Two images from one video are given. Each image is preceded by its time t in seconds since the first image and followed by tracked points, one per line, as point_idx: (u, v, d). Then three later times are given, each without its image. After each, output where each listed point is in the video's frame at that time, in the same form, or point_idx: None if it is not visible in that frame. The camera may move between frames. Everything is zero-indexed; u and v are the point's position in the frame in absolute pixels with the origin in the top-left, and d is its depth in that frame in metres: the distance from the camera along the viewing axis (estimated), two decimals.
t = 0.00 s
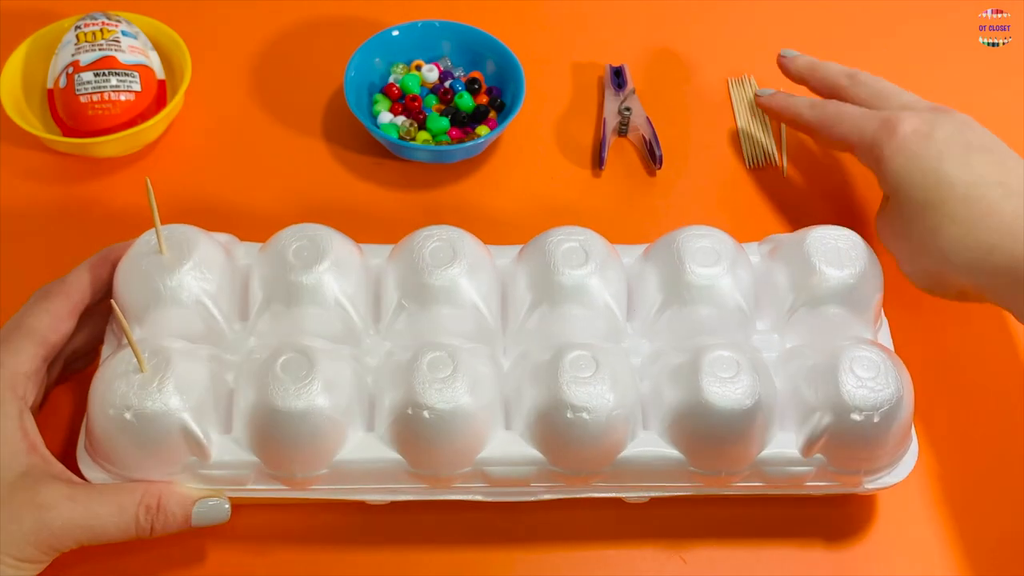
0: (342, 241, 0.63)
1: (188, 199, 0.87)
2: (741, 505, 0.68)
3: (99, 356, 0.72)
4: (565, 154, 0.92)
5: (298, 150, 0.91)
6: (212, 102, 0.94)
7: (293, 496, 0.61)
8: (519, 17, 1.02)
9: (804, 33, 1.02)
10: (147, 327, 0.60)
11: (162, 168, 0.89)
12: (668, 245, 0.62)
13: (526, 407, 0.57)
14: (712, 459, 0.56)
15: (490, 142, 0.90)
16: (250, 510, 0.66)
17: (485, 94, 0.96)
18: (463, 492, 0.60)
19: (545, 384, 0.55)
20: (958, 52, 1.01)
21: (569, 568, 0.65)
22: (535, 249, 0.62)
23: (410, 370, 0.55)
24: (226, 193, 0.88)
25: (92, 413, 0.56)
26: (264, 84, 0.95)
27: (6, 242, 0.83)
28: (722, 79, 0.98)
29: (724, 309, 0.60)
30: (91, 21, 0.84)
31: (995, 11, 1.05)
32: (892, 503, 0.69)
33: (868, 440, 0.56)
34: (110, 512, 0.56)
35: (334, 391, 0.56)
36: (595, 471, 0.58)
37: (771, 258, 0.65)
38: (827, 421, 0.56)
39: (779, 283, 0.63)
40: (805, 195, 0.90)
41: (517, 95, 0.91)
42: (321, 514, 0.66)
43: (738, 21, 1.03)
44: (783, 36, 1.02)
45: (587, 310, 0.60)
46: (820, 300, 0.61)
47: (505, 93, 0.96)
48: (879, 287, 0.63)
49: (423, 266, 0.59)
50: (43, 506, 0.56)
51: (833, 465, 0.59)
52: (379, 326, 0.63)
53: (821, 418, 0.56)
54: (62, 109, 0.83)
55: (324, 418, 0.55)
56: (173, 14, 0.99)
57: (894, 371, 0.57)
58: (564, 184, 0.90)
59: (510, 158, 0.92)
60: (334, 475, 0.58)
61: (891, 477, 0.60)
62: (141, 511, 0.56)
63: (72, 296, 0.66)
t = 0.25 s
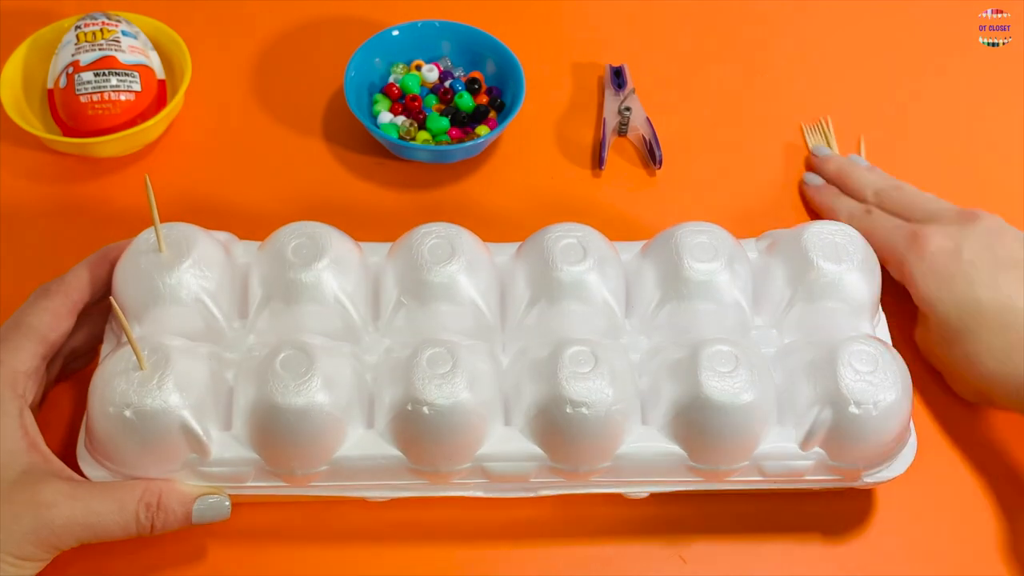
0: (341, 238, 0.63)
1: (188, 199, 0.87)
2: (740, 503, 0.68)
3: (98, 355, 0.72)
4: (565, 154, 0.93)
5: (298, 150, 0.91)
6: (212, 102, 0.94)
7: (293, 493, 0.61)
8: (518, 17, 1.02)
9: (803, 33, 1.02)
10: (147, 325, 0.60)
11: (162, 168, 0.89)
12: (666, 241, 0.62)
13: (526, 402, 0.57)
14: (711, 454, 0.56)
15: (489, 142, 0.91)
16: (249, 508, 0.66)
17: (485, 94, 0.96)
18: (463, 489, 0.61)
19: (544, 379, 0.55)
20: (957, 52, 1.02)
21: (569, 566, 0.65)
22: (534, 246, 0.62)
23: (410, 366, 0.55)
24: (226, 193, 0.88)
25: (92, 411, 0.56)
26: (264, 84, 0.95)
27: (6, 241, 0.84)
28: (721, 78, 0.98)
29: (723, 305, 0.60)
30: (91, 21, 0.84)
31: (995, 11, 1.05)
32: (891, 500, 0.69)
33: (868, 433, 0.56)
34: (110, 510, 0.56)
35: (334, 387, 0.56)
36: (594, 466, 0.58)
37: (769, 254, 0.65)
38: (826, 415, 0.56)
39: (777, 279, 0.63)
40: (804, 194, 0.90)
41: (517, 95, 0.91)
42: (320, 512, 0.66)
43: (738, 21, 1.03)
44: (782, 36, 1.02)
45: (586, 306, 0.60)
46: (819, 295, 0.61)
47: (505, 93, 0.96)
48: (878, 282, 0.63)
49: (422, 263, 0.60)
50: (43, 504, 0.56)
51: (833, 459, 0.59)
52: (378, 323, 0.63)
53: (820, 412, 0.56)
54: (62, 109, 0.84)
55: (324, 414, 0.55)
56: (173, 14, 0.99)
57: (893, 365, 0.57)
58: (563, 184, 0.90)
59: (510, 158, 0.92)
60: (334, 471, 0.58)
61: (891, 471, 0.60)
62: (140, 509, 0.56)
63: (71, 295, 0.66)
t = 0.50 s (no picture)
0: (340, 237, 0.63)
1: (188, 199, 0.87)
2: (740, 502, 0.68)
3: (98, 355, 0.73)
4: (565, 153, 0.93)
5: (298, 150, 0.91)
6: (212, 102, 0.94)
7: (294, 492, 0.61)
8: (518, 17, 1.02)
9: (803, 33, 1.03)
10: (147, 325, 0.60)
11: (162, 168, 0.89)
12: (665, 239, 0.62)
13: (526, 400, 0.57)
14: (711, 451, 0.56)
15: (489, 142, 0.91)
16: (249, 507, 0.66)
17: (485, 94, 0.96)
18: (464, 487, 0.61)
19: (544, 377, 0.55)
20: (957, 52, 1.02)
21: (569, 566, 0.65)
22: (533, 244, 0.62)
23: (410, 365, 0.55)
24: (226, 193, 0.88)
25: (92, 411, 0.56)
26: (264, 84, 0.95)
27: (6, 242, 0.84)
28: (721, 78, 0.98)
29: (722, 302, 0.60)
30: (91, 22, 0.84)
31: (995, 11, 1.05)
32: (891, 499, 0.69)
33: (867, 430, 0.56)
34: (111, 510, 0.56)
35: (334, 385, 0.56)
36: (595, 464, 0.58)
37: (768, 251, 0.65)
38: (826, 412, 0.56)
39: (776, 276, 0.63)
40: (803, 195, 0.90)
41: (517, 95, 0.92)
42: (320, 511, 0.66)
43: (737, 21, 1.03)
44: (783, 36, 1.02)
45: (585, 304, 0.60)
46: (819, 291, 0.61)
47: (505, 93, 0.96)
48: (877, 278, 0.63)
49: (421, 261, 0.60)
50: (44, 505, 0.56)
51: (833, 456, 0.59)
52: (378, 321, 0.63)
53: (819, 409, 0.56)
54: (62, 109, 0.84)
55: (324, 412, 0.55)
56: (173, 15, 0.99)
57: (892, 361, 0.57)
58: (563, 184, 0.90)
59: (510, 158, 0.92)
60: (334, 470, 0.58)
61: (891, 468, 0.61)
62: (141, 509, 0.56)
63: (71, 295, 0.66)
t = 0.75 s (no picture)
0: (340, 237, 0.63)
1: (188, 199, 0.87)
2: (740, 503, 0.68)
3: (98, 355, 0.73)
4: (565, 154, 0.93)
5: (298, 150, 0.91)
6: (212, 102, 0.94)
7: (294, 492, 0.61)
8: (519, 17, 1.02)
9: (803, 33, 1.03)
10: (147, 325, 0.60)
11: (162, 168, 0.89)
12: (665, 239, 0.62)
13: (525, 401, 0.57)
14: (711, 452, 0.56)
15: (489, 142, 0.91)
16: (249, 507, 0.66)
17: (485, 94, 0.96)
18: (463, 487, 0.60)
19: (544, 378, 0.55)
20: (957, 52, 1.02)
21: (569, 566, 0.65)
22: (534, 245, 0.62)
23: (410, 366, 0.55)
24: (226, 193, 0.88)
25: (92, 412, 0.56)
26: (264, 84, 0.95)
27: (6, 242, 0.84)
28: (721, 79, 0.98)
29: (722, 303, 0.60)
30: (91, 22, 0.84)
31: (995, 11, 1.05)
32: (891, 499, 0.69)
33: (868, 430, 0.56)
34: (111, 510, 0.56)
35: (334, 386, 0.56)
36: (595, 465, 0.58)
37: (768, 251, 0.65)
38: (825, 413, 0.56)
39: (776, 276, 0.63)
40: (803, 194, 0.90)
41: (517, 95, 0.91)
42: (321, 511, 0.66)
43: (737, 21, 1.03)
44: (783, 36, 1.02)
45: (585, 304, 0.60)
46: (819, 292, 0.61)
47: (504, 93, 0.96)
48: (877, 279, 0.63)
49: (421, 262, 0.60)
50: (44, 505, 0.56)
51: (833, 457, 0.59)
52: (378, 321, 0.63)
53: (819, 410, 0.56)
54: (62, 109, 0.84)
55: (324, 413, 0.55)
56: (173, 15, 0.99)
57: (892, 362, 0.57)
58: (563, 184, 0.90)
59: (510, 158, 0.92)
60: (334, 470, 0.58)
61: (891, 468, 0.60)
62: (140, 509, 0.56)
63: (71, 295, 0.66)
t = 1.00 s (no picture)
0: (341, 237, 0.63)
1: (188, 199, 0.87)
2: (740, 503, 0.68)
3: (98, 355, 0.73)
4: (564, 154, 0.93)
5: (298, 150, 0.91)
6: (212, 102, 0.94)
7: (293, 492, 0.61)
8: (519, 17, 1.02)
9: (803, 34, 1.02)
10: (148, 325, 0.60)
11: (162, 168, 0.89)
12: (665, 239, 0.62)
13: (525, 401, 0.57)
14: (711, 452, 0.56)
15: (489, 142, 0.91)
16: (249, 507, 0.66)
17: (485, 94, 0.96)
18: (463, 487, 0.60)
19: (544, 378, 0.55)
20: (957, 52, 1.02)
21: (568, 566, 0.65)
22: (534, 245, 0.62)
23: (410, 366, 0.55)
24: (226, 193, 0.88)
25: (92, 412, 0.56)
26: (264, 84, 0.95)
27: (6, 241, 0.84)
28: (721, 79, 0.98)
29: (722, 303, 0.60)
30: (91, 22, 0.84)
31: (995, 11, 1.05)
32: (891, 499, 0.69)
33: (867, 430, 0.56)
34: (110, 510, 0.56)
35: (334, 386, 0.56)
36: (594, 465, 0.58)
37: (768, 251, 0.65)
38: (825, 413, 0.56)
39: (776, 276, 0.63)
40: (803, 195, 0.90)
41: (517, 95, 0.91)
42: (320, 511, 0.66)
43: (737, 21, 1.03)
44: (782, 36, 1.02)
45: (585, 304, 0.60)
46: (818, 292, 0.61)
47: (504, 93, 0.96)
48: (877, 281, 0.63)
49: (421, 262, 0.60)
50: (44, 505, 0.56)
51: (833, 457, 0.59)
52: (378, 322, 0.63)
53: (819, 410, 0.56)
54: (62, 110, 0.84)
55: (324, 413, 0.55)
56: (173, 14, 0.99)
57: (892, 362, 0.57)
58: (563, 185, 0.90)
59: (510, 158, 0.92)
60: (334, 470, 0.58)
61: (891, 468, 0.60)
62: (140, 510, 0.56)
63: (71, 295, 0.66)
